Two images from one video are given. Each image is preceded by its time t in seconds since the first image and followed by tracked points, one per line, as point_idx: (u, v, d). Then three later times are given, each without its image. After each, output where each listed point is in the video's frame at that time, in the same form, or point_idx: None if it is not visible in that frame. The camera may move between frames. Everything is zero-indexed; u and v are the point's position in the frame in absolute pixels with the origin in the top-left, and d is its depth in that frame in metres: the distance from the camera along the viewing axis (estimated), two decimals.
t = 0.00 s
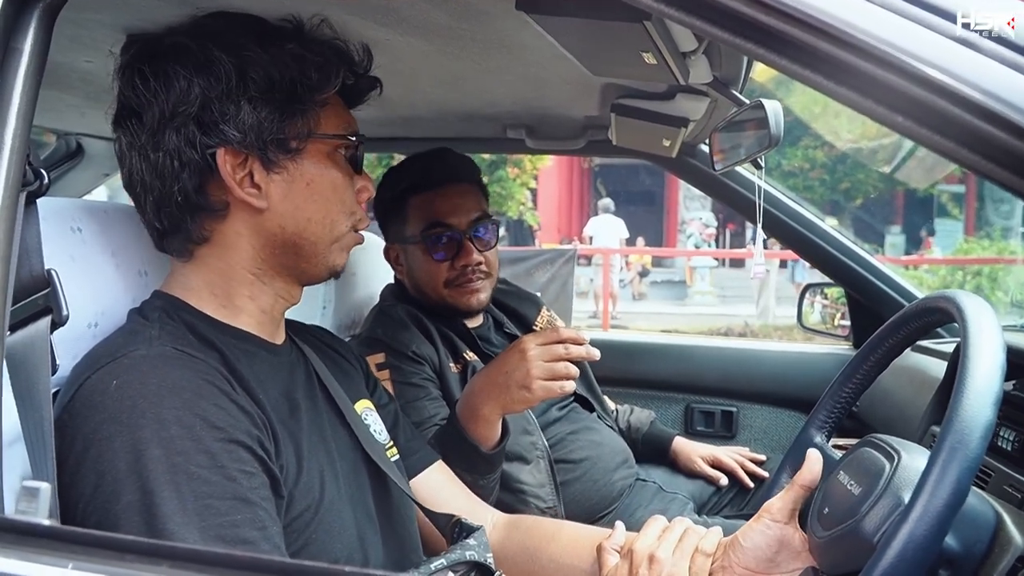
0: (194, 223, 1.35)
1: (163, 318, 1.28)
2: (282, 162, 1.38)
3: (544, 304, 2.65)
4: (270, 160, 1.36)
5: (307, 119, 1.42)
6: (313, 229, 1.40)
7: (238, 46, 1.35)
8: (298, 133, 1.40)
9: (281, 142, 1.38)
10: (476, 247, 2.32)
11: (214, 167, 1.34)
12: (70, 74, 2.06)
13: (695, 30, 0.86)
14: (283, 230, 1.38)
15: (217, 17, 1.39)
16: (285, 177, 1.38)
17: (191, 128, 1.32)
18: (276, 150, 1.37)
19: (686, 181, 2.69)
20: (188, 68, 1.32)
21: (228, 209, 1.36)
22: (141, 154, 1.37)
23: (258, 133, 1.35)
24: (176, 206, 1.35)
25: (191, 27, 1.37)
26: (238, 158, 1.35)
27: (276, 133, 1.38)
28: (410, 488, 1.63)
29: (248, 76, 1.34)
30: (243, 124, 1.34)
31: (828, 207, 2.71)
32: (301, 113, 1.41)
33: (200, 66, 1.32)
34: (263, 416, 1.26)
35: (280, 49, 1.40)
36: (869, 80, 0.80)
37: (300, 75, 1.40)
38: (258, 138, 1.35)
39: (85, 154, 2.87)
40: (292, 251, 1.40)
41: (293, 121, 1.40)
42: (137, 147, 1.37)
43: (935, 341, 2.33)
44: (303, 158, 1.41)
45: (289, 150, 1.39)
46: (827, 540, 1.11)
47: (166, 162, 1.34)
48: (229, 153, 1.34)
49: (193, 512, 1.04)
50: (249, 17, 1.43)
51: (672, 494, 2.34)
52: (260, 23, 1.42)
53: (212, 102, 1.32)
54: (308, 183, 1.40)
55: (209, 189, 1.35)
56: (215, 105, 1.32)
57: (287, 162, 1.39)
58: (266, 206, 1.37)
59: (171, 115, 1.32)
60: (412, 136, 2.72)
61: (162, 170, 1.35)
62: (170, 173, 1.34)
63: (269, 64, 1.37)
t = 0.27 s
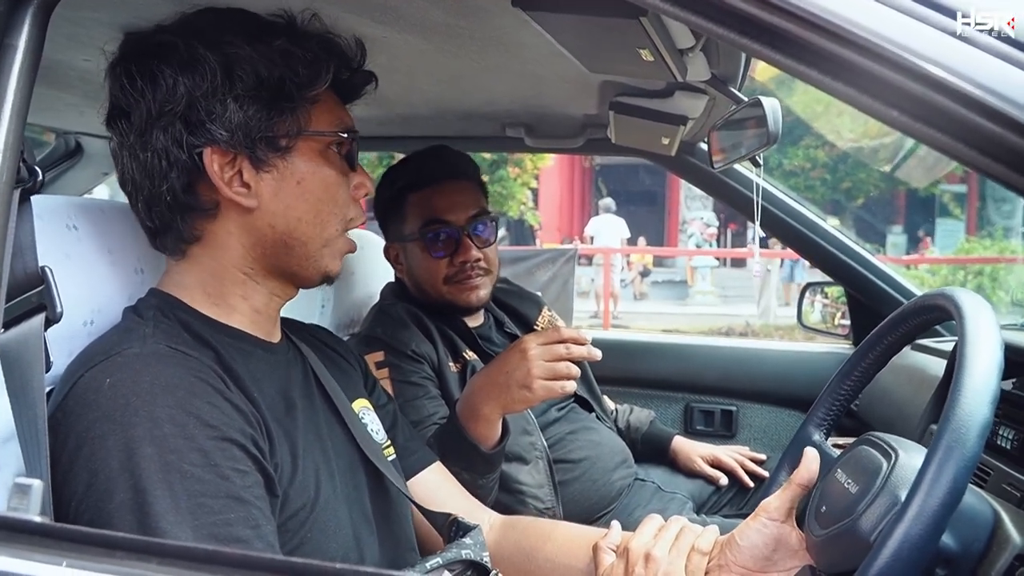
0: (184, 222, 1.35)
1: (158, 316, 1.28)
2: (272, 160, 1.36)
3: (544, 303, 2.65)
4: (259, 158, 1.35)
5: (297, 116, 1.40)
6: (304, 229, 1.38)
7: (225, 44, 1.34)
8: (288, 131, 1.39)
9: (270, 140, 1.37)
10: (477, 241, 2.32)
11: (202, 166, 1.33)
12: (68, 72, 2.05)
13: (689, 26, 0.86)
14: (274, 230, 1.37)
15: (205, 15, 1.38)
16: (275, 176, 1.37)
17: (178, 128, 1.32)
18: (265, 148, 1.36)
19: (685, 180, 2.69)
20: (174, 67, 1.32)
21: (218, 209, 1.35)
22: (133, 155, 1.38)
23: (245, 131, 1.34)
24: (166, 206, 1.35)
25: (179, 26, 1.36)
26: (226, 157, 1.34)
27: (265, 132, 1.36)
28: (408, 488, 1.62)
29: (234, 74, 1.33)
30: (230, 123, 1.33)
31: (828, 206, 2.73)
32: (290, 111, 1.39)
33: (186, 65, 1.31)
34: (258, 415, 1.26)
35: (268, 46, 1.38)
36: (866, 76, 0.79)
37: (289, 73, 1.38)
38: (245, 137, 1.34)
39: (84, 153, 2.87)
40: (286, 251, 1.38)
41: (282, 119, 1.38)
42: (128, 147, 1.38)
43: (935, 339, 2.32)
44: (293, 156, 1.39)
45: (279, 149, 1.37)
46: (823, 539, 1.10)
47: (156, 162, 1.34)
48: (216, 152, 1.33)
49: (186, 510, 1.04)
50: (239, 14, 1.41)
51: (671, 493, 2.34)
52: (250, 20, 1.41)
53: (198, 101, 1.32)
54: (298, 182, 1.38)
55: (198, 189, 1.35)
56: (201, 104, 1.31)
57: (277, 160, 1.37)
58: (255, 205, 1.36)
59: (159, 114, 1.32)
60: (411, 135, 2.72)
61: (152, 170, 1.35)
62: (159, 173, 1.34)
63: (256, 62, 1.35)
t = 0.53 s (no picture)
0: (174, 227, 1.35)
1: (153, 314, 1.27)
2: (260, 168, 1.34)
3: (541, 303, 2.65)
4: (247, 166, 1.33)
5: (288, 121, 1.37)
6: (296, 235, 1.37)
7: (211, 48, 1.30)
8: (277, 137, 1.36)
9: (259, 147, 1.34)
10: (468, 237, 2.32)
11: (189, 174, 1.32)
12: (66, 71, 2.05)
13: (681, 22, 0.85)
14: (265, 237, 1.36)
15: (194, 15, 1.34)
16: (264, 183, 1.35)
17: (165, 134, 1.31)
18: (253, 155, 1.34)
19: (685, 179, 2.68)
20: (159, 73, 1.29)
21: (208, 215, 1.35)
22: (124, 157, 1.38)
23: (232, 139, 1.32)
24: (157, 211, 1.35)
25: (167, 26, 1.33)
26: (214, 165, 1.33)
27: (253, 138, 1.34)
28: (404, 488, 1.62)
29: (221, 81, 1.30)
30: (216, 131, 1.31)
31: (829, 206, 2.73)
32: (281, 116, 1.37)
33: (171, 71, 1.29)
34: (252, 414, 1.25)
35: (257, 49, 1.34)
36: (862, 73, 0.79)
37: (278, 77, 1.35)
38: (232, 145, 1.32)
39: (82, 152, 2.87)
40: (278, 256, 1.38)
41: (271, 125, 1.35)
42: (119, 149, 1.37)
43: (934, 339, 2.32)
44: (284, 163, 1.37)
45: (268, 156, 1.35)
46: (819, 537, 1.10)
47: (145, 167, 1.34)
48: (203, 160, 1.32)
49: (179, 510, 1.04)
50: (229, 10, 1.37)
51: (669, 492, 2.33)
52: (239, 18, 1.37)
53: (183, 108, 1.30)
54: (289, 189, 1.36)
55: (187, 195, 1.34)
56: (187, 112, 1.30)
57: (266, 167, 1.35)
58: (245, 213, 1.35)
59: (146, 120, 1.31)
60: (410, 134, 2.72)
61: (142, 175, 1.35)
62: (147, 178, 1.34)
63: (243, 67, 1.32)
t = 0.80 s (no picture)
0: (168, 230, 1.36)
1: (147, 314, 1.28)
2: (253, 173, 1.34)
3: (540, 302, 2.65)
4: (240, 172, 1.33)
5: (282, 126, 1.37)
6: (290, 240, 1.37)
7: (203, 53, 1.29)
8: (271, 142, 1.35)
9: (252, 153, 1.34)
10: (467, 236, 2.32)
11: (181, 179, 1.33)
12: (64, 71, 2.06)
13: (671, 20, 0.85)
14: (258, 241, 1.36)
15: (188, 17, 1.34)
16: (257, 189, 1.35)
17: (157, 139, 1.31)
18: (246, 161, 1.33)
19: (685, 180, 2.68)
20: (151, 78, 1.29)
21: (201, 219, 1.36)
22: (118, 159, 1.38)
23: (224, 145, 1.31)
24: (149, 214, 1.36)
25: (160, 28, 1.32)
26: (206, 171, 1.33)
27: (246, 144, 1.33)
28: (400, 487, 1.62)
29: (213, 86, 1.30)
30: (208, 137, 1.30)
31: (829, 206, 2.69)
32: (274, 121, 1.36)
33: (163, 76, 1.29)
34: (246, 415, 1.26)
35: (251, 54, 1.33)
36: (855, 71, 0.79)
37: (272, 82, 1.34)
38: (225, 151, 1.32)
39: (82, 152, 2.87)
40: (273, 260, 1.38)
41: (264, 130, 1.35)
42: (112, 150, 1.38)
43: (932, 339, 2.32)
44: (277, 168, 1.36)
45: (261, 161, 1.35)
46: (813, 536, 1.10)
47: (137, 171, 1.35)
48: (195, 165, 1.32)
49: (170, 512, 1.03)
50: (224, 12, 1.36)
51: (667, 492, 2.33)
52: (234, 21, 1.36)
53: (175, 114, 1.30)
54: (282, 195, 1.36)
55: (179, 199, 1.35)
56: (179, 117, 1.30)
57: (259, 173, 1.35)
58: (237, 218, 1.35)
59: (138, 124, 1.32)
60: (409, 134, 2.72)
61: (135, 178, 1.35)
62: (140, 181, 1.35)
63: (236, 72, 1.31)
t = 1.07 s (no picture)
0: (169, 231, 1.37)
1: (148, 313, 1.28)
2: (254, 173, 1.35)
3: (541, 302, 2.66)
4: (241, 173, 1.34)
5: (282, 127, 1.38)
6: (291, 240, 1.38)
7: (204, 55, 1.31)
8: (271, 142, 1.36)
9: (252, 153, 1.35)
10: (468, 236, 2.32)
11: (183, 180, 1.33)
12: (66, 72, 2.07)
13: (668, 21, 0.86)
14: (260, 241, 1.37)
15: (187, 19, 1.35)
16: (258, 189, 1.36)
17: (158, 140, 1.32)
18: (247, 161, 1.34)
19: (686, 180, 2.69)
20: (151, 79, 1.30)
21: (202, 219, 1.37)
22: (119, 160, 1.39)
23: (225, 145, 1.32)
24: (151, 215, 1.37)
25: (160, 30, 1.33)
26: (207, 171, 1.34)
27: (246, 144, 1.34)
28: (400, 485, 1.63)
29: (214, 87, 1.31)
30: (209, 138, 1.31)
31: (832, 207, 2.70)
32: (274, 122, 1.37)
33: (164, 78, 1.30)
34: (246, 413, 1.26)
35: (251, 55, 1.34)
36: (851, 74, 0.79)
37: (273, 83, 1.35)
38: (225, 151, 1.33)
39: (84, 152, 2.88)
40: (275, 260, 1.39)
41: (265, 131, 1.36)
42: (113, 152, 1.39)
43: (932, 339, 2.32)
44: (278, 168, 1.37)
45: (262, 161, 1.36)
46: (811, 534, 1.10)
47: (139, 172, 1.35)
48: (197, 166, 1.33)
49: (171, 509, 1.04)
50: (223, 15, 1.38)
51: (667, 492, 2.34)
52: (234, 23, 1.37)
53: (176, 115, 1.30)
54: (283, 194, 1.37)
55: (181, 200, 1.36)
56: (180, 118, 1.30)
57: (260, 173, 1.36)
58: (239, 218, 1.36)
59: (139, 126, 1.32)
60: (410, 134, 2.73)
61: (136, 179, 1.36)
62: (141, 182, 1.35)
63: (236, 74, 1.32)
